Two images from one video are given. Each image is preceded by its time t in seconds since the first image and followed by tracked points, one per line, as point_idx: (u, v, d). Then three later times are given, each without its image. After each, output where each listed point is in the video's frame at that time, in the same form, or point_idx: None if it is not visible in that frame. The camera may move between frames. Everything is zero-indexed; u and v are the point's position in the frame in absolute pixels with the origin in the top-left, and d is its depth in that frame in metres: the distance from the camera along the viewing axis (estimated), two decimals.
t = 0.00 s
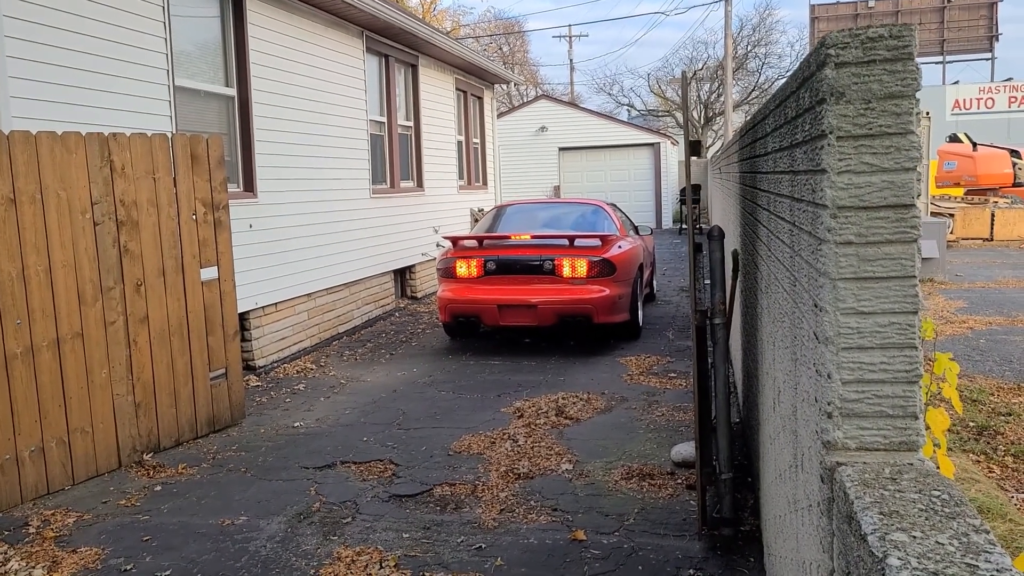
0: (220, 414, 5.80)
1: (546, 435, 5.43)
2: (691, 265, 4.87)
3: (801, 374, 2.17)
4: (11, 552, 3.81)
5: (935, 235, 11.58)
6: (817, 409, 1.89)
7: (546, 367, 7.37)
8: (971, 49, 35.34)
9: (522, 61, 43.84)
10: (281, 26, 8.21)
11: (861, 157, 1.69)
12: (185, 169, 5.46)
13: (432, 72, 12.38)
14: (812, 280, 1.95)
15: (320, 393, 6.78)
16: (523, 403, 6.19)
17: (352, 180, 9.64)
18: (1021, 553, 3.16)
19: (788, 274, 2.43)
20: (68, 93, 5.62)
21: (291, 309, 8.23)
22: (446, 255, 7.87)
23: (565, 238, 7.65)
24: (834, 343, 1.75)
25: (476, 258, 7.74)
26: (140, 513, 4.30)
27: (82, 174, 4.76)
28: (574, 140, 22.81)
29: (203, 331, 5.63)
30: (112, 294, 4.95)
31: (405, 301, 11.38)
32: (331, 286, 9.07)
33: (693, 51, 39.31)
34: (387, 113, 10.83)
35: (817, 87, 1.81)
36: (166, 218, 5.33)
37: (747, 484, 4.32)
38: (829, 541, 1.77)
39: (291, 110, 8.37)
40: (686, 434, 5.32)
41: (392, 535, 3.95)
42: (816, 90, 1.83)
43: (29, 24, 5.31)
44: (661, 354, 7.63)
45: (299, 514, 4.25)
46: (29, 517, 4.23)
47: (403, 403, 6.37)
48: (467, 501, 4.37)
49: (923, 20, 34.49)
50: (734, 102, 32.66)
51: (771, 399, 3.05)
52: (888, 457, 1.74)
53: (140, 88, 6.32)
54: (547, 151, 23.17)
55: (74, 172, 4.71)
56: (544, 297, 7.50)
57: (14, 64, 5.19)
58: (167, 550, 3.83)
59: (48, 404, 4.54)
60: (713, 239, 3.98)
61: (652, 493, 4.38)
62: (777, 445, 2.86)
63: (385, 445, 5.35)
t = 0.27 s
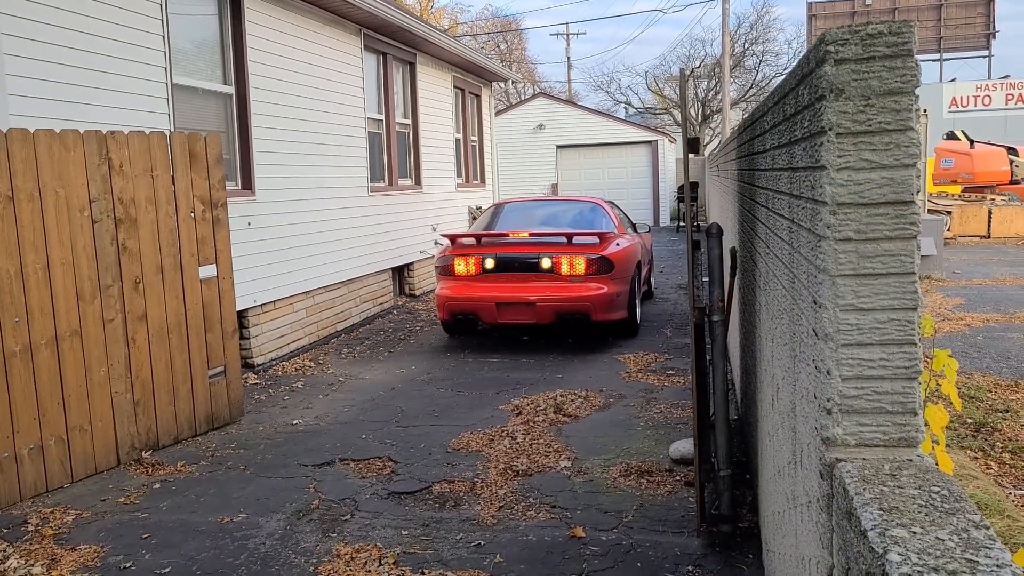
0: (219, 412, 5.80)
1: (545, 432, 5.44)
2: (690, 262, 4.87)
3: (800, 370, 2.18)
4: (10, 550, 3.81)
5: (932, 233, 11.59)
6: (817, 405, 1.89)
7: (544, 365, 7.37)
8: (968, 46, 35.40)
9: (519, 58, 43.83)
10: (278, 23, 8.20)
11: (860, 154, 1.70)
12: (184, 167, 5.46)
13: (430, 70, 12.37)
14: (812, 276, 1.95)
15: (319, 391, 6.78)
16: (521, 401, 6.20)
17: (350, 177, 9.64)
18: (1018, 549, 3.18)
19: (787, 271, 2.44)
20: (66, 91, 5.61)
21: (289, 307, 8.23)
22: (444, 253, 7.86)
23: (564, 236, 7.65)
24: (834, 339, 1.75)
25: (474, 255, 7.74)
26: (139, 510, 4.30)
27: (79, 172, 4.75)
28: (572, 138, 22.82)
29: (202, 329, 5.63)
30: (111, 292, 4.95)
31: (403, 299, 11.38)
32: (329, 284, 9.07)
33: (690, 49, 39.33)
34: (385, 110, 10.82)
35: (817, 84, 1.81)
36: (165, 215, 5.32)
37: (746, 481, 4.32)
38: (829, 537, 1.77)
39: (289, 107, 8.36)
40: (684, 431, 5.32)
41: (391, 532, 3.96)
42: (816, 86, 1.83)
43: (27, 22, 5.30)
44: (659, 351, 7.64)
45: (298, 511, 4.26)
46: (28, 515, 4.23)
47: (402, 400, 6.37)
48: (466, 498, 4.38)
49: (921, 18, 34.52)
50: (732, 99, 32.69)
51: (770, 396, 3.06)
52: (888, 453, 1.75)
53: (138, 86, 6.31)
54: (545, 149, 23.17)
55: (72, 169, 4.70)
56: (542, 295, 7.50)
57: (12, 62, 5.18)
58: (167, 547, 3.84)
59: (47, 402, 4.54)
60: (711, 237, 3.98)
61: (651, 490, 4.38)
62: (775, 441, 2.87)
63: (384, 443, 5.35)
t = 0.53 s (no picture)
0: (218, 410, 5.80)
1: (543, 431, 5.44)
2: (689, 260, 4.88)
3: (800, 368, 2.18)
4: (9, 548, 3.81)
5: (931, 232, 11.60)
6: (817, 404, 1.89)
7: (543, 363, 7.38)
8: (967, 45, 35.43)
9: (518, 57, 43.83)
10: (277, 22, 8.19)
11: (860, 152, 1.70)
12: (183, 165, 5.45)
13: (429, 69, 12.37)
14: (812, 274, 1.95)
15: (318, 390, 6.78)
16: (520, 399, 6.20)
17: (348, 176, 9.63)
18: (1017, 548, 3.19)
19: (786, 270, 2.44)
20: (65, 89, 5.61)
21: (288, 305, 8.22)
22: (443, 251, 7.86)
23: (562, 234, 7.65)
24: (833, 338, 1.75)
25: (472, 254, 7.73)
26: (138, 509, 4.29)
27: (78, 171, 4.75)
28: (571, 136, 22.82)
29: (201, 327, 5.63)
30: (110, 290, 4.95)
31: (401, 297, 11.38)
32: (328, 282, 9.07)
33: (689, 48, 39.34)
34: (384, 109, 10.83)
35: (817, 82, 1.81)
36: (163, 214, 5.32)
37: (744, 480, 4.32)
38: (828, 536, 1.78)
39: (287, 106, 8.35)
40: (683, 430, 5.33)
41: (390, 531, 3.96)
42: (816, 85, 1.83)
43: (26, 21, 5.29)
44: (658, 350, 7.64)
45: (297, 509, 4.26)
46: (27, 513, 4.23)
47: (401, 399, 6.37)
48: (465, 496, 4.38)
49: (919, 17, 34.54)
50: (730, 98, 32.70)
51: (769, 395, 3.06)
52: (887, 452, 1.75)
53: (137, 84, 6.31)
54: (544, 148, 23.17)
55: (71, 168, 4.70)
56: (541, 293, 7.50)
57: (11, 60, 5.18)
58: (166, 545, 3.84)
59: (46, 401, 4.54)
60: (710, 235, 3.99)
61: (649, 489, 4.39)
62: (775, 440, 2.87)
63: (383, 441, 5.35)
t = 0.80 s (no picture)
0: (219, 409, 5.80)
1: (545, 430, 5.44)
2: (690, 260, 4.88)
3: (803, 369, 2.17)
4: (11, 547, 3.81)
5: (933, 232, 11.58)
6: (819, 404, 1.89)
7: (544, 362, 7.38)
8: (969, 45, 35.40)
9: (519, 56, 43.83)
10: (278, 20, 8.18)
11: (864, 152, 1.70)
12: (184, 164, 5.46)
13: (430, 68, 12.37)
14: (814, 274, 1.95)
15: (319, 389, 6.78)
16: (522, 399, 6.20)
17: (350, 175, 9.63)
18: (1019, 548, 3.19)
19: (789, 270, 2.44)
20: (67, 88, 5.60)
21: (289, 304, 8.22)
22: (444, 251, 7.85)
23: (564, 234, 7.65)
24: (836, 338, 1.75)
25: (474, 253, 7.73)
26: (139, 508, 4.30)
27: (80, 170, 4.75)
28: (572, 136, 22.81)
29: (202, 326, 5.63)
30: (111, 289, 4.95)
31: (403, 296, 11.37)
32: (329, 282, 9.07)
33: (690, 48, 39.31)
34: (386, 108, 10.83)
35: (820, 82, 1.81)
36: (165, 213, 5.32)
37: (746, 479, 4.32)
38: (831, 536, 1.78)
39: (289, 105, 8.35)
40: (684, 430, 5.33)
41: (391, 530, 3.96)
42: (818, 85, 1.83)
43: (27, 20, 5.29)
44: (659, 349, 7.64)
45: (299, 508, 4.26)
46: (29, 512, 4.23)
47: (402, 398, 6.37)
48: (466, 496, 4.38)
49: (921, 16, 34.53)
50: (731, 98, 32.67)
51: (771, 395, 3.06)
52: (890, 452, 1.75)
53: (139, 83, 6.31)
54: (545, 147, 23.17)
55: (73, 167, 4.70)
56: (542, 293, 7.50)
57: (13, 58, 5.18)
58: (167, 544, 3.84)
59: (48, 400, 4.54)
60: (711, 235, 3.99)
61: (651, 488, 4.39)
62: (777, 441, 2.87)
63: (384, 441, 5.35)
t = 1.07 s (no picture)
0: (219, 409, 5.80)
1: (544, 430, 5.44)
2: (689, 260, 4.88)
3: (801, 369, 2.18)
4: (10, 547, 3.81)
5: (932, 232, 11.59)
6: (817, 404, 1.90)
7: (544, 362, 7.38)
8: (968, 45, 35.43)
9: (519, 56, 43.85)
10: (278, 20, 8.18)
11: (861, 153, 1.70)
12: (184, 164, 5.46)
13: (430, 68, 12.37)
14: (812, 274, 1.95)
15: (318, 388, 6.78)
16: (521, 398, 6.20)
17: (349, 174, 9.63)
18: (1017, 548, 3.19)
19: (787, 270, 2.44)
20: (66, 88, 5.61)
21: (288, 304, 8.22)
22: (444, 250, 7.85)
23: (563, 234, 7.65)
24: (834, 338, 1.76)
25: (473, 252, 7.73)
26: (138, 507, 4.30)
27: (79, 169, 4.75)
28: (572, 136, 22.81)
29: (201, 325, 5.63)
30: (111, 289, 4.95)
31: (402, 296, 11.38)
32: (329, 281, 9.07)
33: (690, 47, 39.31)
34: (386, 108, 10.83)
35: (818, 83, 1.81)
36: (164, 212, 5.32)
37: (745, 479, 4.32)
38: (828, 536, 1.78)
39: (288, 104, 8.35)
40: (683, 429, 5.33)
41: (390, 530, 3.96)
42: (816, 86, 1.83)
43: (27, 19, 5.30)
44: (658, 349, 7.65)
45: (298, 508, 4.26)
46: (28, 511, 4.23)
47: (401, 398, 6.38)
48: (465, 495, 4.39)
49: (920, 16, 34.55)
50: (731, 97, 32.69)
51: (769, 395, 3.06)
52: (887, 452, 1.75)
53: (139, 83, 6.32)
54: (544, 147, 23.17)
55: (72, 167, 4.70)
56: (541, 292, 7.51)
57: (12, 58, 5.18)
58: (166, 544, 3.84)
59: (47, 399, 4.54)
60: (711, 235, 3.99)
61: (650, 488, 4.39)
62: (775, 441, 2.87)
63: (383, 440, 5.35)
